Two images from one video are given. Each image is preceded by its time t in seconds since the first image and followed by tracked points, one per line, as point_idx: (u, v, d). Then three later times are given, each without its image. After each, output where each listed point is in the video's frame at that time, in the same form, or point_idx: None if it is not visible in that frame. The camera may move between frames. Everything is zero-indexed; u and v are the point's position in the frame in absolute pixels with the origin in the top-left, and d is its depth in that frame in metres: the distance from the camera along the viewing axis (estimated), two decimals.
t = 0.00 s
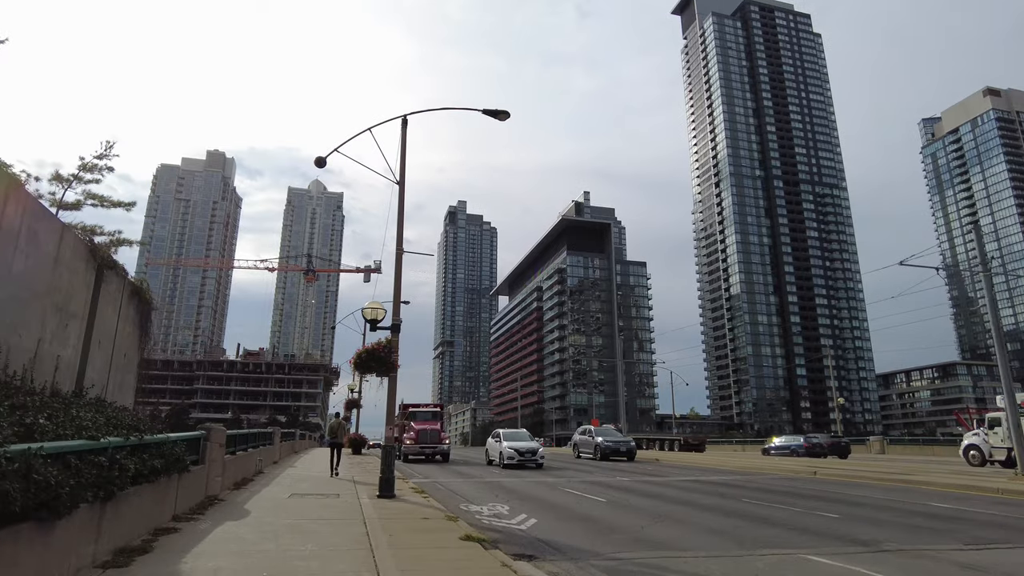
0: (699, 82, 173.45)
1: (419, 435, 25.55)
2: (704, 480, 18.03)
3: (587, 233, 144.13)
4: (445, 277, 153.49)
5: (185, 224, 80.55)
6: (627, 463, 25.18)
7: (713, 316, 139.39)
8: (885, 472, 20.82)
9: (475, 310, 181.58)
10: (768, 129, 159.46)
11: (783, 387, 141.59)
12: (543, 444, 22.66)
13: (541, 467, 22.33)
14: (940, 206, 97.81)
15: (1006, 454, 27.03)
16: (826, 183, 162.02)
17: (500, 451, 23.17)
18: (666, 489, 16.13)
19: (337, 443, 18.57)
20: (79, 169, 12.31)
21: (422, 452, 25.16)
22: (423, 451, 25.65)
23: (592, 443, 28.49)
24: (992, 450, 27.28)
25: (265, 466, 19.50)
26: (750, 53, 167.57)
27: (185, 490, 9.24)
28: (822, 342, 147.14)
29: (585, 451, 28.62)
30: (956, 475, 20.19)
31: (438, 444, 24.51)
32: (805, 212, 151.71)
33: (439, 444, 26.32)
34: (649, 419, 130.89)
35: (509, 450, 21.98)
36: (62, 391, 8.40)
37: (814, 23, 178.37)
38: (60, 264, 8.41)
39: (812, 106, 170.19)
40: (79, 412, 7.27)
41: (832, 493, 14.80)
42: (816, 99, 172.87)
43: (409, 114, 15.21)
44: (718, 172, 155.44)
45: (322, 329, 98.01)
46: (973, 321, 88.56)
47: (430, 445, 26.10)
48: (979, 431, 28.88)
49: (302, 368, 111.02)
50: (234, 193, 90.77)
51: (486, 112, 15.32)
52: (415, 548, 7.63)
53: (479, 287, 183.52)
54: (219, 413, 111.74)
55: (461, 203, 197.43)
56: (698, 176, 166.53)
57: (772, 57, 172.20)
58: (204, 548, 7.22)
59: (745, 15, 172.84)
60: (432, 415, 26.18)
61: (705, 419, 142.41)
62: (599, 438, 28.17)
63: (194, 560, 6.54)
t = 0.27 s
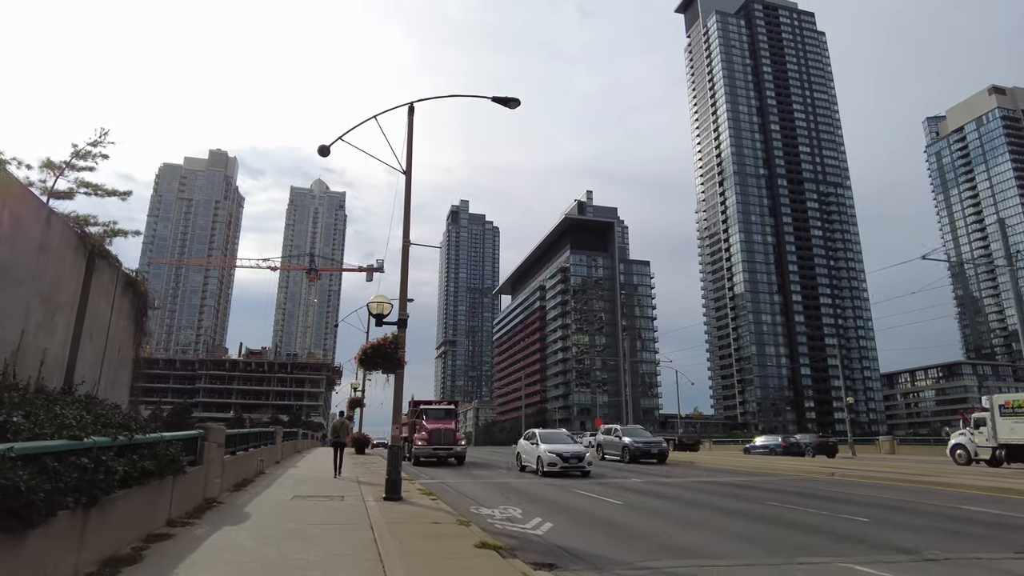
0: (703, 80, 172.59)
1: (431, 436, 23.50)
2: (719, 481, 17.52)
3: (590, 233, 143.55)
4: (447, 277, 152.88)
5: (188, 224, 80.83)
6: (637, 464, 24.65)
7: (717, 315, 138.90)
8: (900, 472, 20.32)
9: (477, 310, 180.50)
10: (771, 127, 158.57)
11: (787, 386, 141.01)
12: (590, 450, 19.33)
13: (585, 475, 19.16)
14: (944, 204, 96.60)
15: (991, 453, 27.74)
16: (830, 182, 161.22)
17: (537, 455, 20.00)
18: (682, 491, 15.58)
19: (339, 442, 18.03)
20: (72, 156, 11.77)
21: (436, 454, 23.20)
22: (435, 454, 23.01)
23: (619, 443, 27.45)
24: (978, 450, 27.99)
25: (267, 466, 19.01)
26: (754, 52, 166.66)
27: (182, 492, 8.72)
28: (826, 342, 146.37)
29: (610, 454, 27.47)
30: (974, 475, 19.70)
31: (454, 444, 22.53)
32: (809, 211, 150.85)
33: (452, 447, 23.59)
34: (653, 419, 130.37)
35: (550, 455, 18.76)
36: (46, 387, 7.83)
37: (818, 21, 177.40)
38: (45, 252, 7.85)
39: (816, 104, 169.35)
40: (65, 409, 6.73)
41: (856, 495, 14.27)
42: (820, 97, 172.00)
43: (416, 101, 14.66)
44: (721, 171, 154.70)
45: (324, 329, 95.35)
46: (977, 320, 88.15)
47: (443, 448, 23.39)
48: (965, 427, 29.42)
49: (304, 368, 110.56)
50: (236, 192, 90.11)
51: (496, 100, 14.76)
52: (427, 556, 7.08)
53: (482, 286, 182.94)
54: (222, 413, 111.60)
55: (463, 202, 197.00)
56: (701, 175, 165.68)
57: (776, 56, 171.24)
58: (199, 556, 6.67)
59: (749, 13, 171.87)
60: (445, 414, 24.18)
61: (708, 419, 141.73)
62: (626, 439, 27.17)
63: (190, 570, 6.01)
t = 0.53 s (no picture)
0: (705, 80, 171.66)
1: (446, 438, 21.45)
2: (733, 485, 16.95)
3: (593, 232, 142.92)
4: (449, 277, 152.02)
5: (189, 224, 81.02)
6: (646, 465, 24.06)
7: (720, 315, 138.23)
8: (914, 474, 19.85)
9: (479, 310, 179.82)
10: (775, 127, 157.73)
11: (791, 387, 140.41)
12: (657, 456, 15.75)
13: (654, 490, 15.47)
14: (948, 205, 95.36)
15: (976, 454, 28.41)
16: (834, 182, 160.36)
17: (592, 462, 16.34)
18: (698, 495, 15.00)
19: (342, 444, 17.48)
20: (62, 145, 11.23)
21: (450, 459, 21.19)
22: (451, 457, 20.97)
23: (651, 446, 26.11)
24: (964, 451, 28.61)
25: (268, 469, 18.46)
26: (757, 51, 165.67)
27: (174, 498, 8.16)
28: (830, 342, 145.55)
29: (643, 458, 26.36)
30: (989, 476, 19.26)
31: (469, 450, 20.43)
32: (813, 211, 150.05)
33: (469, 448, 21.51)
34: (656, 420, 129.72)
35: (614, 463, 15.13)
36: (28, 386, 7.28)
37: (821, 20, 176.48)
38: (23, 240, 7.27)
39: (820, 104, 168.45)
40: (46, 411, 6.20)
41: (878, 500, 13.71)
42: (824, 97, 171.10)
43: (422, 89, 14.08)
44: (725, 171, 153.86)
45: (325, 329, 94.83)
46: (982, 321, 87.66)
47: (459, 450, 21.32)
48: (950, 427, 30.08)
49: (305, 369, 109.89)
50: (238, 192, 89.51)
51: (504, 89, 14.19)
52: (438, 569, 6.55)
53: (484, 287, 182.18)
54: (224, 413, 111.14)
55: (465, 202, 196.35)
56: (704, 174, 164.78)
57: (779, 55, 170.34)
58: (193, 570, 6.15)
59: (752, 12, 171.00)
60: (461, 414, 22.09)
61: (712, 420, 140.96)
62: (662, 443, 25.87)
63: None
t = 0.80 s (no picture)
0: (709, 78, 170.67)
1: (464, 438, 19.55)
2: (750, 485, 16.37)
3: (596, 231, 142.31)
4: (452, 276, 151.20)
5: (192, 224, 80.78)
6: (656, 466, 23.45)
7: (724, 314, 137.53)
8: (933, 475, 19.32)
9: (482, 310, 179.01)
10: (778, 125, 156.74)
11: (795, 386, 139.76)
12: (774, 462, 11.44)
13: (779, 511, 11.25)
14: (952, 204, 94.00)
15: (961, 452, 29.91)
16: (838, 180, 159.43)
17: (687, 475, 11.94)
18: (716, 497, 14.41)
19: (345, 444, 16.86)
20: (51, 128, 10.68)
21: (471, 463, 19.30)
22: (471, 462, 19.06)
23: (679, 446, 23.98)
24: (949, 449, 30.12)
25: (269, 469, 17.94)
26: (761, 48, 164.63)
27: (168, 504, 7.58)
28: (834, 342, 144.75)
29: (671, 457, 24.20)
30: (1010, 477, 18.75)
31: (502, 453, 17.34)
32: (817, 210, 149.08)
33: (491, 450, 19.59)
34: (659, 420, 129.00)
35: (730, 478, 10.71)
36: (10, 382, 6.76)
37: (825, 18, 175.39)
38: (4, 230, 6.75)
39: (824, 102, 167.44)
40: (26, 407, 5.69)
41: (904, 502, 13.19)
42: (828, 95, 170.09)
43: (429, 74, 13.50)
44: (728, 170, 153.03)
45: (328, 329, 93.98)
46: (988, 320, 87.09)
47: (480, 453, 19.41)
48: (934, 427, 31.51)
49: (307, 368, 109.27)
50: (240, 192, 89.12)
51: (516, 74, 13.59)
52: None
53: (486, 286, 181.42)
54: (226, 413, 110.71)
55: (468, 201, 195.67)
56: (707, 173, 163.83)
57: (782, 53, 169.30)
58: None
59: (756, 10, 169.97)
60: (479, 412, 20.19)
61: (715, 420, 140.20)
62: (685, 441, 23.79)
63: None
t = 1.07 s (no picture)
0: (712, 76, 169.89)
1: (487, 440, 18.25)
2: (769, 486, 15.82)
3: (599, 230, 141.65)
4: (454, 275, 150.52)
5: (194, 224, 80.58)
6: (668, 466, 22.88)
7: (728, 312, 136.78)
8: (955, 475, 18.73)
9: (484, 310, 177.23)
10: (782, 123, 155.85)
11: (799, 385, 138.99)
12: (992, 472, 7.73)
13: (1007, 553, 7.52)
14: (957, 201, 92.40)
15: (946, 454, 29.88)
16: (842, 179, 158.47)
17: (852, 493, 8.24)
18: (735, 498, 13.86)
19: (349, 444, 16.30)
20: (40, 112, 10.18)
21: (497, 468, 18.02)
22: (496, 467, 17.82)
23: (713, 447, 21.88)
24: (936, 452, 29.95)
25: (272, 470, 17.43)
26: (764, 46, 163.71)
27: (163, 506, 7.12)
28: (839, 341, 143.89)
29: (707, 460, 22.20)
30: None
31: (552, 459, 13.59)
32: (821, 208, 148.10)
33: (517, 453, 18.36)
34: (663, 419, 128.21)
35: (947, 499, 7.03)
36: None
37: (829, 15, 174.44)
38: None
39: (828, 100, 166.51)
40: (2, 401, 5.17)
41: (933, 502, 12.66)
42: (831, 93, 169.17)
43: (436, 59, 12.98)
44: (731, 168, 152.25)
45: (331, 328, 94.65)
46: (993, 318, 85.95)
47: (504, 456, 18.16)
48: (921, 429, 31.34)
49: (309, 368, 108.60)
50: (242, 191, 88.65)
51: (527, 59, 13.05)
52: None
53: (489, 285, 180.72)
54: (228, 413, 110.29)
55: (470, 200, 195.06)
56: (711, 171, 162.99)
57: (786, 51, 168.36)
58: None
59: (759, 8, 169.13)
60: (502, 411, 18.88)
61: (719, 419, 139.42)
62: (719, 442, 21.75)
63: None
